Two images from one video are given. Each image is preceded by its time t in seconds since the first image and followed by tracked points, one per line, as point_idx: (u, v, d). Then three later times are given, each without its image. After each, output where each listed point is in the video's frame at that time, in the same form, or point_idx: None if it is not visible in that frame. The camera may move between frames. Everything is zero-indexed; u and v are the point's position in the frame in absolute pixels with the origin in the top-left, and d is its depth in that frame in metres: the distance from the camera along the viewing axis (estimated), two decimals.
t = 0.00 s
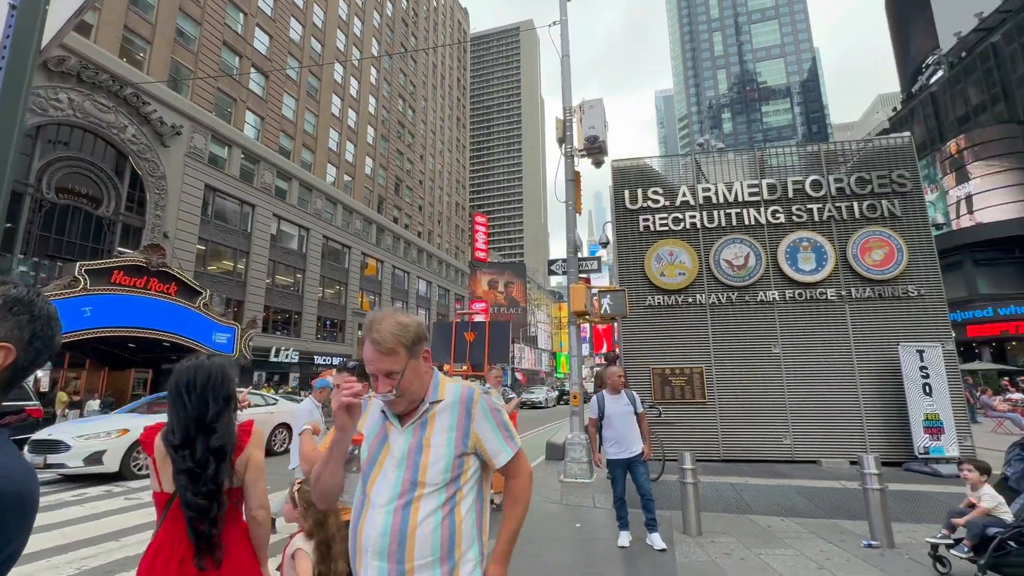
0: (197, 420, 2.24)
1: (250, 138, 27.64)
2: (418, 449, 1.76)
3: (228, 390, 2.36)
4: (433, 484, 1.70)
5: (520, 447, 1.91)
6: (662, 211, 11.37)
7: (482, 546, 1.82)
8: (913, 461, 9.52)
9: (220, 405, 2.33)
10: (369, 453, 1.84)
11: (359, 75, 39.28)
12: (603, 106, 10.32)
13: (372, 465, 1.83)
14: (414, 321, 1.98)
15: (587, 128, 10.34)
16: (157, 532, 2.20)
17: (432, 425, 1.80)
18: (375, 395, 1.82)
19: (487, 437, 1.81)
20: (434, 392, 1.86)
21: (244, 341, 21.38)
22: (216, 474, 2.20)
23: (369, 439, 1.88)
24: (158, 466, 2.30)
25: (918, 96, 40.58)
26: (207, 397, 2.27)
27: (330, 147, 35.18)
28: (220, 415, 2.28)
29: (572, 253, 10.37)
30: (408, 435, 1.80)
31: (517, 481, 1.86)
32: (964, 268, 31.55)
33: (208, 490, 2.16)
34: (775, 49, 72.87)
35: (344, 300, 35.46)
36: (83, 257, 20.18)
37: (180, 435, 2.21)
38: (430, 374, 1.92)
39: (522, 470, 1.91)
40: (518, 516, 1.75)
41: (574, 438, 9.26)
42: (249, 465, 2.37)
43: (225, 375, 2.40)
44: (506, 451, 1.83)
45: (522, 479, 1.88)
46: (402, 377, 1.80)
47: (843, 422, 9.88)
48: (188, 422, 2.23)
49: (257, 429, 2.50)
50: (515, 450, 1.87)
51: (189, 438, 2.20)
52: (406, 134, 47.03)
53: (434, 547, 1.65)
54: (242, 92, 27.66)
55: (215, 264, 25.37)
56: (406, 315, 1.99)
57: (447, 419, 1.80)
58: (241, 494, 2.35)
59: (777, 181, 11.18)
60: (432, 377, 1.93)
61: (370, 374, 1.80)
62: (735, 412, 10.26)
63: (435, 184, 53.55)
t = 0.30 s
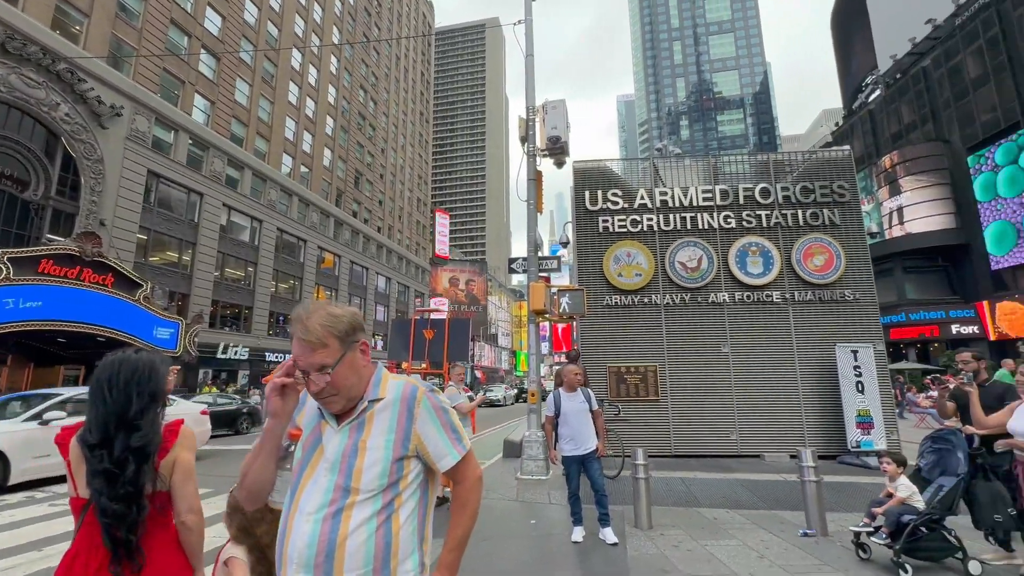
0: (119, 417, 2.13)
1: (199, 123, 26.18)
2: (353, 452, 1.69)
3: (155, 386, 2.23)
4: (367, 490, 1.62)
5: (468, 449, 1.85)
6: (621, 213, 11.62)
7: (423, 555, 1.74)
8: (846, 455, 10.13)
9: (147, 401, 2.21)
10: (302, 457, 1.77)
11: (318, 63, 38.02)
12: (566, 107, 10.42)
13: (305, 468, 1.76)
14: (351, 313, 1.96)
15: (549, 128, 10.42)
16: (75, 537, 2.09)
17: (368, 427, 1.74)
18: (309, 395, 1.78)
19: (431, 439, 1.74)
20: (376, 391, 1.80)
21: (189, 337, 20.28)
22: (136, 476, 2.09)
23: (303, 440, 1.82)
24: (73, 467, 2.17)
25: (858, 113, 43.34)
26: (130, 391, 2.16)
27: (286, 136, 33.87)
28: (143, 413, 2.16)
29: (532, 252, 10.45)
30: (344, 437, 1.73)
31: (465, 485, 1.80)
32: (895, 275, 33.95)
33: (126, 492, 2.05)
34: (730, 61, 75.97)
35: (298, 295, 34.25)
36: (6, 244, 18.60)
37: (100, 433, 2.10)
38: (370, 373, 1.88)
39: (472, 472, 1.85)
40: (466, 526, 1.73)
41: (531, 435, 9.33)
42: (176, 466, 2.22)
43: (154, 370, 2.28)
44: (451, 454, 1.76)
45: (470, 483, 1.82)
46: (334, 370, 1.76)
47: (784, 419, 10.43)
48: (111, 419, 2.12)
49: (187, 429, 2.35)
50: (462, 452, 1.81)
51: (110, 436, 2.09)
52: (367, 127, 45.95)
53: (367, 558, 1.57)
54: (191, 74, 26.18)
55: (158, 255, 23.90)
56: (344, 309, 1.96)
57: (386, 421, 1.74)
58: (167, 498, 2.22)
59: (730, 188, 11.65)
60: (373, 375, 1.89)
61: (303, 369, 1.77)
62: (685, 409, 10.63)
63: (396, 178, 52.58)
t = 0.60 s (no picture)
0: (27, 418, 1.99)
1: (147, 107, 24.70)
2: (291, 455, 1.63)
3: (72, 384, 2.10)
4: (305, 498, 1.57)
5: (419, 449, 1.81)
6: (585, 213, 11.77)
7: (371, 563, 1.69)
8: (791, 450, 10.61)
9: (63, 402, 2.08)
10: (237, 462, 1.71)
11: (279, 51, 36.70)
12: (531, 107, 10.45)
13: (240, 473, 1.69)
14: (293, 307, 1.92)
15: (515, 126, 10.42)
16: None
17: (310, 429, 1.68)
18: (243, 394, 1.73)
19: (377, 440, 1.70)
20: (318, 390, 1.75)
21: (132, 333, 19.15)
22: (44, 481, 1.96)
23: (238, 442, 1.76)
24: None
25: (809, 125, 45.57)
26: (42, 389, 2.02)
27: (243, 125, 32.49)
28: (55, 414, 2.03)
29: (495, 250, 10.44)
30: (283, 439, 1.68)
31: (417, 486, 1.77)
32: (839, 279, 35.96)
33: (32, 499, 1.92)
34: (693, 69, 78.37)
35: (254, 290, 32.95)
36: None
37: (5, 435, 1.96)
38: (313, 372, 1.83)
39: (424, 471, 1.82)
40: (416, 533, 1.69)
41: (491, 434, 9.32)
42: (94, 474, 2.10)
43: (73, 368, 2.15)
44: (399, 456, 1.72)
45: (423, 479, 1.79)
46: (268, 366, 1.71)
47: (735, 416, 10.83)
48: (20, 420, 1.98)
49: (106, 434, 2.26)
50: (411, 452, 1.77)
51: (16, 437, 1.95)
52: (330, 119, 44.71)
53: (305, 566, 1.50)
54: (139, 55, 24.68)
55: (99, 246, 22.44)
56: (286, 303, 1.91)
57: (328, 421, 1.69)
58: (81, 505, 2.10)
59: (689, 192, 11.99)
60: (316, 374, 1.83)
61: (237, 366, 1.72)
62: (643, 407, 10.89)
63: (360, 172, 51.46)
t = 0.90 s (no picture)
0: None
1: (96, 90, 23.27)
2: (233, 454, 1.57)
3: None
4: (247, 496, 1.51)
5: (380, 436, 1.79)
6: (553, 212, 11.85)
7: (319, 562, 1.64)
8: (747, 446, 11.01)
9: None
10: (172, 462, 1.63)
11: (241, 38, 35.34)
12: (500, 105, 10.45)
13: (177, 473, 1.61)
14: (244, 298, 1.87)
15: (484, 125, 10.39)
16: None
17: (254, 426, 1.61)
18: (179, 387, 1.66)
19: (328, 431, 1.66)
20: (263, 385, 1.69)
21: (77, 330, 18.06)
22: None
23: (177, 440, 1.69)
24: None
25: (769, 133, 47.32)
26: None
27: (202, 114, 31.12)
28: None
29: (463, 249, 10.37)
30: (223, 437, 1.61)
31: (379, 472, 1.73)
32: (795, 282, 37.53)
33: None
34: (661, 75, 80.13)
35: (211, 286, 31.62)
36: None
37: None
38: (259, 367, 1.77)
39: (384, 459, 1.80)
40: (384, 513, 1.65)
41: (456, 433, 9.24)
42: (14, 482, 2.02)
43: None
44: (356, 444, 1.70)
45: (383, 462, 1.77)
46: (209, 355, 1.66)
47: (695, 414, 11.14)
48: None
49: (32, 437, 2.19)
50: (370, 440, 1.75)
51: None
52: (295, 110, 43.44)
53: (245, 568, 1.45)
54: (88, 35, 23.23)
55: (42, 236, 21.03)
56: (236, 292, 1.86)
57: (273, 417, 1.63)
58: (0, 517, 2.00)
59: (654, 195, 12.23)
60: (262, 369, 1.77)
61: (173, 354, 1.66)
62: (607, 405, 11.06)
63: (326, 166, 50.24)
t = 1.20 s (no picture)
0: None
1: (46, 74, 21.93)
2: (190, 450, 1.51)
3: None
4: (205, 491, 1.45)
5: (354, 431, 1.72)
6: (525, 212, 11.87)
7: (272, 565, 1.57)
8: (712, 443, 11.29)
9: None
10: (123, 459, 1.55)
11: (206, 25, 34.06)
12: (474, 103, 10.42)
13: (127, 469, 1.54)
14: (213, 293, 1.80)
15: (457, 122, 10.32)
16: None
17: (213, 421, 1.55)
18: (139, 381, 1.58)
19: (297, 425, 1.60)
20: (225, 380, 1.64)
21: (23, 326, 17.02)
22: None
23: (129, 438, 1.62)
24: None
25: (736, 138, 48.71)
26: None
27: (163, 102, 29.83)
28: None
29: (435, 247, 10.28)
30: (180, 432, 1.55)
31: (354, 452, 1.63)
32: (759, 284, 38.73)
33: None
34: (633, 79, 81.49)
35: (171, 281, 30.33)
36: None
37: None
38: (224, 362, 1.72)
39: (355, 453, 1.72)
40: (356, 479, 1.54)
41: (426, 433, 9.14)
42: None
43: None
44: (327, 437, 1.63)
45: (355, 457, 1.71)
46: (177, 349, 1.59)
47: (662, 412, 11.36)
48: None
49: None
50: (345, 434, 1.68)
51: None
52: (263, 102, 42.21)
53: (193, 569, 1.39)
54: (38, 15, 21.87)
55: None
56: (204, 286, 1.79)
57: (236, 412, 1.57)
58: None
59: (625, 196, 12.42)
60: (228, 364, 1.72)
61: (135, 347, 1.58)
62: (577, 403, 11.17)
63: (295, 160, 48.98)
